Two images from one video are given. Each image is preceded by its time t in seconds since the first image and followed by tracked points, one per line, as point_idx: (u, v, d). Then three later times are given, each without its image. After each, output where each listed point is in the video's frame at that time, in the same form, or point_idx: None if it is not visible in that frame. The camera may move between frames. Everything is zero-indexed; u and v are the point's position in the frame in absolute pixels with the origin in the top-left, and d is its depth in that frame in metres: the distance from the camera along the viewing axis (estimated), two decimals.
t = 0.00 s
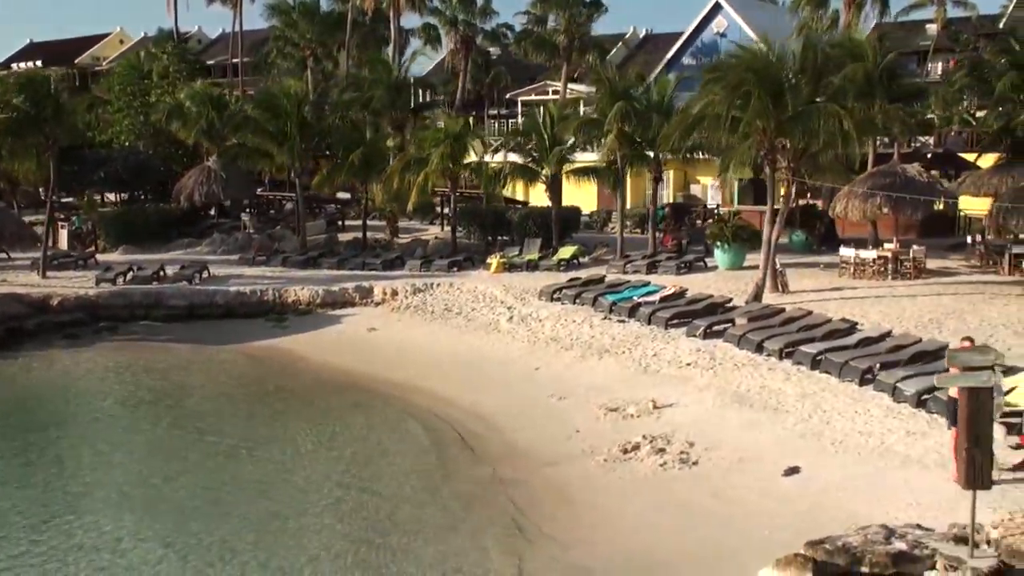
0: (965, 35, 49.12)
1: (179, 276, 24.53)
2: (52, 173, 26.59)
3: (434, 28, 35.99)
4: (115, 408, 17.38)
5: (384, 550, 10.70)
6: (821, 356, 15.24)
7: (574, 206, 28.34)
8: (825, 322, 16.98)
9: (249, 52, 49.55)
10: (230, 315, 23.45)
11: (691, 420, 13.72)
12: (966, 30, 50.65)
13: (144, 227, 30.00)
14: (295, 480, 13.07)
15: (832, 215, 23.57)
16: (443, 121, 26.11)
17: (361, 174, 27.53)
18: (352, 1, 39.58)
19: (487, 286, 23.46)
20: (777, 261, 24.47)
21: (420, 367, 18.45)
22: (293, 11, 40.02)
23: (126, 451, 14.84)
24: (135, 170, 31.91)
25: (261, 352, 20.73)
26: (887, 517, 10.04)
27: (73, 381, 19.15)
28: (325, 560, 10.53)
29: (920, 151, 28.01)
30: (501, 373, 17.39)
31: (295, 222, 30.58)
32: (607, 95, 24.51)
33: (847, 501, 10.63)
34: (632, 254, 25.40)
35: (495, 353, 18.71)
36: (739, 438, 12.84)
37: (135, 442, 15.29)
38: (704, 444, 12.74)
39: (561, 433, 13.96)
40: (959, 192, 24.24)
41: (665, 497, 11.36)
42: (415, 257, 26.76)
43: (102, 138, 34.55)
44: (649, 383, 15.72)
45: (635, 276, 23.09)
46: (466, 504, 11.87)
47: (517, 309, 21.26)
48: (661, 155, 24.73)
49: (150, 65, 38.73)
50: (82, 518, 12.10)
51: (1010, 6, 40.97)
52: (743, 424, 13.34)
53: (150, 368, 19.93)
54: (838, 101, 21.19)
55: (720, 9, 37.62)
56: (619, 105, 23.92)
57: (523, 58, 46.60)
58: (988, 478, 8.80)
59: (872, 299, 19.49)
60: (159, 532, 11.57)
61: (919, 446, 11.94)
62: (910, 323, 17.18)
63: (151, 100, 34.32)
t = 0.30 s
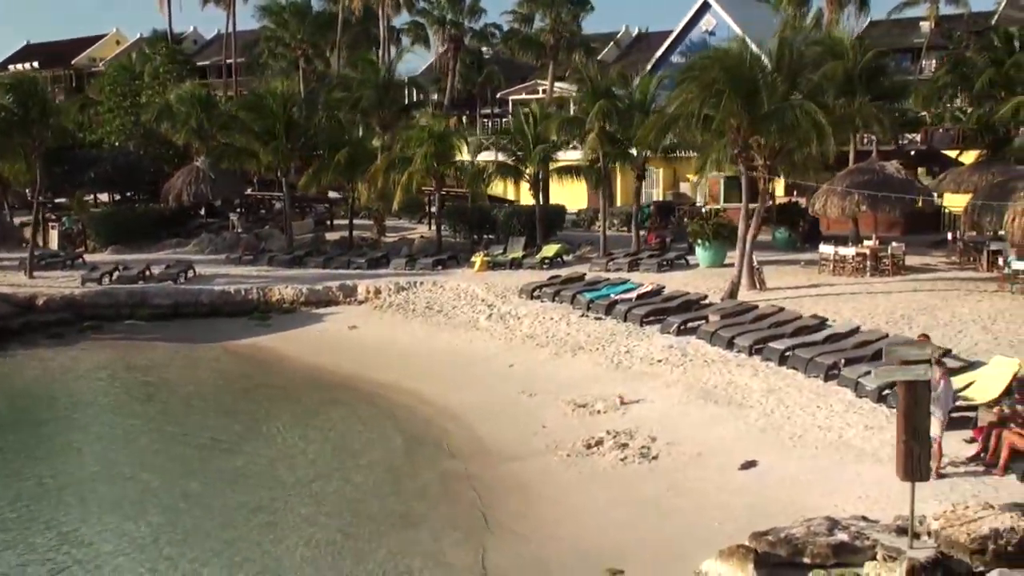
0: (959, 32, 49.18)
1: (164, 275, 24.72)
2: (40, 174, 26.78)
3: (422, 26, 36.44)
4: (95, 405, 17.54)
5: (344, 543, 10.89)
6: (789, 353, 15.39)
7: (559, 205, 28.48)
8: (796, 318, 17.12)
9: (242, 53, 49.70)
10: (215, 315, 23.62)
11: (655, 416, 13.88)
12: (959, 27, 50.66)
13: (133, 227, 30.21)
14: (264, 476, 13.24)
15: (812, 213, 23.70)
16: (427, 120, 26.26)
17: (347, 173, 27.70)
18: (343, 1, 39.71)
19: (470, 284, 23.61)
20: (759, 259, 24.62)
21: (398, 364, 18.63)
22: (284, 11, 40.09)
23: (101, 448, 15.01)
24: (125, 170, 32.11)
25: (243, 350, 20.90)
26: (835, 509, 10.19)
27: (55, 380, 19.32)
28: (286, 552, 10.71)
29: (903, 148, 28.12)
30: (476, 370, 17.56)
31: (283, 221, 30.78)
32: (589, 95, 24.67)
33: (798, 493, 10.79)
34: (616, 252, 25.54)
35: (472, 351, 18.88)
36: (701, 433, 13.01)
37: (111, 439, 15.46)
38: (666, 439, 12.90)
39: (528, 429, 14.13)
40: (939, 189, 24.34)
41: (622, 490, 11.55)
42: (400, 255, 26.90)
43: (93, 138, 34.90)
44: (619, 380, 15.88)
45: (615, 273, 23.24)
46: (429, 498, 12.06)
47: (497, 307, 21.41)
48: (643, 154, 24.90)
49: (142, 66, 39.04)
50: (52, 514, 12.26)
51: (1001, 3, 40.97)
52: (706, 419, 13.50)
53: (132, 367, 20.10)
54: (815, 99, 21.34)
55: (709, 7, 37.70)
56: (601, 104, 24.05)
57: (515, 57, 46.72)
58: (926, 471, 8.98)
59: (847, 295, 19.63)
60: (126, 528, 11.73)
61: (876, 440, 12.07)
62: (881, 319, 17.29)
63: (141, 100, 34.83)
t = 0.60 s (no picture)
0: (951, 30, 49.34)
1: (151, 274, 24.93)
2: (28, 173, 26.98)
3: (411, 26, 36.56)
4: (74, 401, 17.74)
5: (305, 536, 11.06)
6: (757, 350, 15.51)
7: (545, 203, 28.65)
8: (767, 315, 17.28)
9: (236, 53, 49.82)
10: (200, 313, 23.81)
11: (622, 412, 14.04)
12: (952, 25, 50.80)
13: (123, 226, 30.41)
14: (233, 471, 13.42)
15: (792, 210, 23.83)
16: (413, 120, 26.46)
17: (334, 172, 27.87)
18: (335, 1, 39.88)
19: (453, 282, 23.77)
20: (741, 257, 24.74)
21: (376, 361, 18.80)
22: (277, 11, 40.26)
23: (77, 443, 15.19)
24: (115, 170, 32.33)
25: (226, 349, 21.10)
26: (783, 503, 10.34)
27: (38, 377, 19.50)
28: (248, 546, 10.88)
29: (887, 146, 28.20)
30: (451, 367, 17.74)
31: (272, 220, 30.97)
32: (571, 95, 24.82)
33: (751, 486, 10.94)
34: (600, 250, 25.71)
35: (450, 348, 19.06)
36: (664, 428, 13.16)
37: (87, 434, 15.65)
38: (628, 434, 13.06)
39: (497, 425, 14.30)
40: (920, 187, 24.46)
41: (581, 484, 11.71)
42: (386, 254, 27.07)
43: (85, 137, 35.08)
44: (590, 377, 16.03)
45: (597, 271, 23.38)
46: (393, 492, 12.23)
47: (478, 304, 21.58)
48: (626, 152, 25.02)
49: (135, 66, 39.23)
50: (21, 508, 12.44)
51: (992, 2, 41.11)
52: (671, 415, 13.65)
53: (114, 364, 20.27)
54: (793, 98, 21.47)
55: (699, 6, 37.84)
56: (583, 103, 24.20)
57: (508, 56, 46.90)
58: (867, 464, 9.12)
59: (823, 292, 19.76)
60: (92, 520, 11.91)
61: (833, 434, 12.20)
62: (852, 316, 17.44)
63: (132, 100, 34.99)
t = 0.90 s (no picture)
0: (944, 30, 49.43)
1: (136, 271, 25.12)
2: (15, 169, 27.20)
3: (401, 25, 36.71)
4: (53, 394, 17.93)
5: (264, 528, 11.23)
6: (725, 347, 15.63)
7: (530, 201, 28.80)
8: (738, 312, 17.42)
9: (231, 50, 50.01)
10: (184, 309, 23.99)
11: (587, 407, 14.22)
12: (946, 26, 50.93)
13: (112, 223, 30.59)
14: (201, 464, 13.61)
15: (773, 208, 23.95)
16: (398, 118, 26.64)
17: (320, 170, 28.02)
18: None
19: (434, 279, 23.93)
20: (722, 254, 24.88)
21: (352, 357, 18.98)
22: (270, 9, 40.44)
23: (50, 436, 15.38)
24: (105, 167, 32.53)
25: (207, 344, 21.28)
26: (732, 496, 10.49)
27: (19, 371, 19.70)
28: (207, 537, 11.06)
29: (870, 145, 28.31)
30: (425, 363, 17.92)
31: (259, 218, 31.15)
32: (554, 93, 24.96)
33: (703, 480, 11.10)
34: (582, 248, 25.87)
35: (426, 344, 19.23)
36: (626, 423, 13.33)
37: (62, 426, 15.84)
38: (590, 429, 13.23)
39: (464, 420, 14.48)
40: (900, 185, 24.58)
41: (538, 478, 11.87)
42: (371, 251, 27.23)
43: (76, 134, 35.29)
44: (561, 373, 16.20)
45: (577, 269, 23.53)
46: (355, 486, 12.41)
47: (457, 301, 21.75)
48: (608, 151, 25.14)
49: (127, 63, 39.45)
50: None
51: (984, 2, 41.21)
52: (634, 410, 13.82)
53: (95, 359, 20.46)
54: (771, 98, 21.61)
55: (689, 5, 37.98)
56: (564, 101, 24.32)
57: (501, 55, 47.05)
58: (807, 458, 9.26)
59: (798, 290, 19.89)
60: (58, 511, 12.10)
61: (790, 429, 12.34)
62: (823, 314, 17.58)
63: (123, 97, 35.19)
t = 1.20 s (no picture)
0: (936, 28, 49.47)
1: (120, 268, 25.32)
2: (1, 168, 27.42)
3: (389, 24, 36.87)
4: (31, 389, 18.13)
5: (225, 520, 11.42)
6: (693, 343, 15.79)
7: (515, 199, 28.98)
8: (709, 309, 17.60)
9: (224, 49, 50.15)
10: (167, 306, 24.19)
11: (553, 402, 14.39)
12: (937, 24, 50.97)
13: (100, 221, 30.73)
14: (169, 457, 13.80)
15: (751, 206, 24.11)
16: (382, 117, 26.85)
17: (305, 168, 28.18)
18: None
19: (416, 276, 24.09)
20: (703, 252, 25.03)
21: (329, 354, 19.16)
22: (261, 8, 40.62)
23: (25, 430, 15.59)
24: (94, 165, 32.72)
25: (187, 341, 21.47)
26: (683, 490, 10.66)
27: None
28: (168, 529, 11.25)
29: (852, 145, 28.46)
30: (400, 360, 18.09)
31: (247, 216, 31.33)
32: (535, 92, 25.14)
33: (657, 475, 11.28)
34: (564, 245, 26.04)
35: (402, 340, 19.41)
36: (588, 418, 13.50)
37: (37, 421, 16.04)
38: (554, 424, 13.41)
39: (431, 415, 14.66)
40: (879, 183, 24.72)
41: (497, 471, 12.04)
42: (355, 249, 27.42)
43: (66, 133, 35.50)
44: (531, 369, 16.38)
45: (557, 266, 23.69)
46: (318, 480, 12.59)
47: (436, 298, 21.92)
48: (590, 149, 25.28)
49: (119, 62, 39.67)
50: None
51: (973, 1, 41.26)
52: (598, 406, 13.99)
53: (74, 355, 20.63)
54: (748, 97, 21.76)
55: (678, 4, 38.07)
56: (545, 100, 24.48)
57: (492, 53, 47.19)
58: (750, 451, 9.42)
59: (772, 287, 20.05)
60: (24, 503, 12.29)
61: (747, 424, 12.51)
62: (793, 311, 17.72)
63: (113, 96, 35.40)
